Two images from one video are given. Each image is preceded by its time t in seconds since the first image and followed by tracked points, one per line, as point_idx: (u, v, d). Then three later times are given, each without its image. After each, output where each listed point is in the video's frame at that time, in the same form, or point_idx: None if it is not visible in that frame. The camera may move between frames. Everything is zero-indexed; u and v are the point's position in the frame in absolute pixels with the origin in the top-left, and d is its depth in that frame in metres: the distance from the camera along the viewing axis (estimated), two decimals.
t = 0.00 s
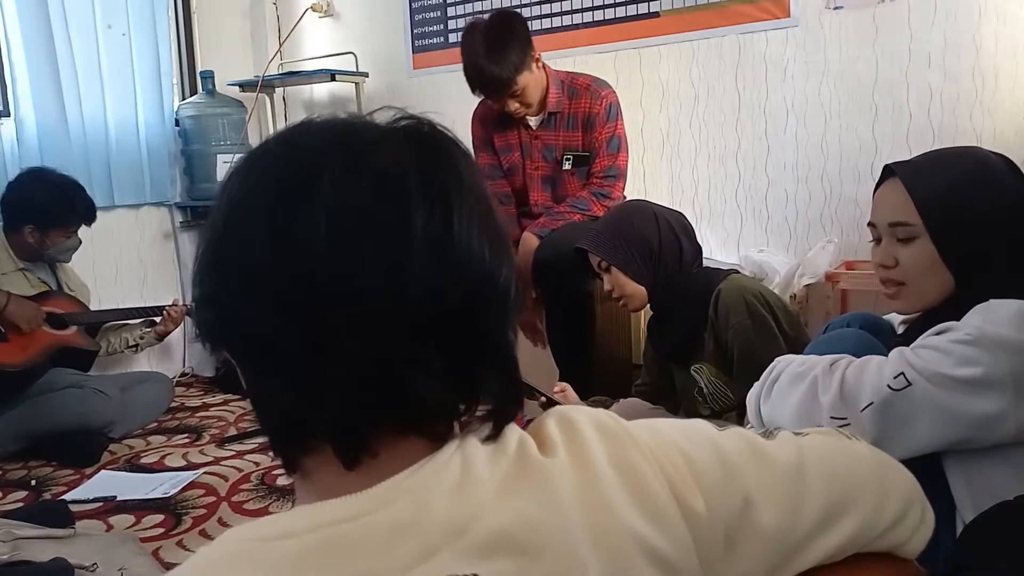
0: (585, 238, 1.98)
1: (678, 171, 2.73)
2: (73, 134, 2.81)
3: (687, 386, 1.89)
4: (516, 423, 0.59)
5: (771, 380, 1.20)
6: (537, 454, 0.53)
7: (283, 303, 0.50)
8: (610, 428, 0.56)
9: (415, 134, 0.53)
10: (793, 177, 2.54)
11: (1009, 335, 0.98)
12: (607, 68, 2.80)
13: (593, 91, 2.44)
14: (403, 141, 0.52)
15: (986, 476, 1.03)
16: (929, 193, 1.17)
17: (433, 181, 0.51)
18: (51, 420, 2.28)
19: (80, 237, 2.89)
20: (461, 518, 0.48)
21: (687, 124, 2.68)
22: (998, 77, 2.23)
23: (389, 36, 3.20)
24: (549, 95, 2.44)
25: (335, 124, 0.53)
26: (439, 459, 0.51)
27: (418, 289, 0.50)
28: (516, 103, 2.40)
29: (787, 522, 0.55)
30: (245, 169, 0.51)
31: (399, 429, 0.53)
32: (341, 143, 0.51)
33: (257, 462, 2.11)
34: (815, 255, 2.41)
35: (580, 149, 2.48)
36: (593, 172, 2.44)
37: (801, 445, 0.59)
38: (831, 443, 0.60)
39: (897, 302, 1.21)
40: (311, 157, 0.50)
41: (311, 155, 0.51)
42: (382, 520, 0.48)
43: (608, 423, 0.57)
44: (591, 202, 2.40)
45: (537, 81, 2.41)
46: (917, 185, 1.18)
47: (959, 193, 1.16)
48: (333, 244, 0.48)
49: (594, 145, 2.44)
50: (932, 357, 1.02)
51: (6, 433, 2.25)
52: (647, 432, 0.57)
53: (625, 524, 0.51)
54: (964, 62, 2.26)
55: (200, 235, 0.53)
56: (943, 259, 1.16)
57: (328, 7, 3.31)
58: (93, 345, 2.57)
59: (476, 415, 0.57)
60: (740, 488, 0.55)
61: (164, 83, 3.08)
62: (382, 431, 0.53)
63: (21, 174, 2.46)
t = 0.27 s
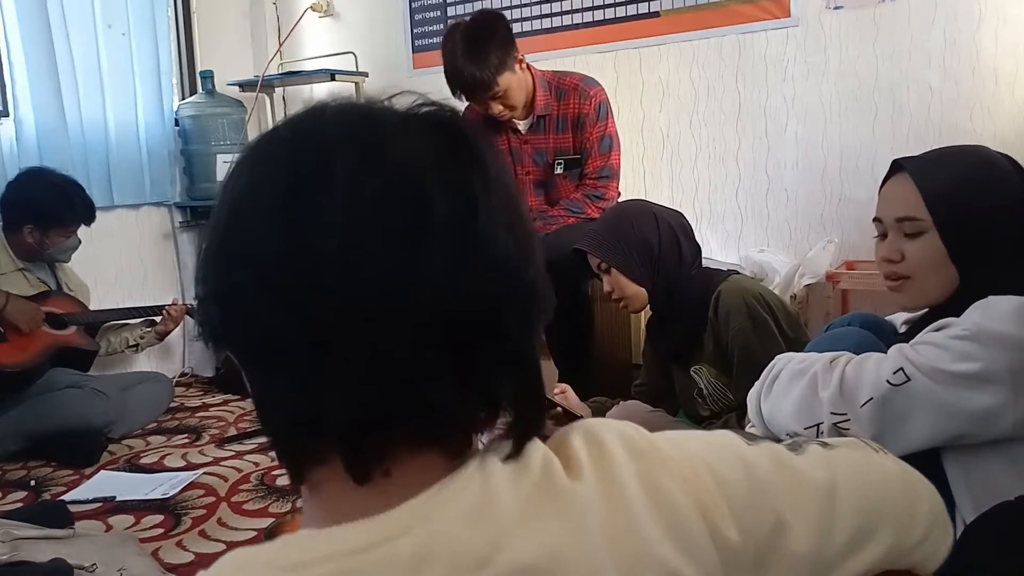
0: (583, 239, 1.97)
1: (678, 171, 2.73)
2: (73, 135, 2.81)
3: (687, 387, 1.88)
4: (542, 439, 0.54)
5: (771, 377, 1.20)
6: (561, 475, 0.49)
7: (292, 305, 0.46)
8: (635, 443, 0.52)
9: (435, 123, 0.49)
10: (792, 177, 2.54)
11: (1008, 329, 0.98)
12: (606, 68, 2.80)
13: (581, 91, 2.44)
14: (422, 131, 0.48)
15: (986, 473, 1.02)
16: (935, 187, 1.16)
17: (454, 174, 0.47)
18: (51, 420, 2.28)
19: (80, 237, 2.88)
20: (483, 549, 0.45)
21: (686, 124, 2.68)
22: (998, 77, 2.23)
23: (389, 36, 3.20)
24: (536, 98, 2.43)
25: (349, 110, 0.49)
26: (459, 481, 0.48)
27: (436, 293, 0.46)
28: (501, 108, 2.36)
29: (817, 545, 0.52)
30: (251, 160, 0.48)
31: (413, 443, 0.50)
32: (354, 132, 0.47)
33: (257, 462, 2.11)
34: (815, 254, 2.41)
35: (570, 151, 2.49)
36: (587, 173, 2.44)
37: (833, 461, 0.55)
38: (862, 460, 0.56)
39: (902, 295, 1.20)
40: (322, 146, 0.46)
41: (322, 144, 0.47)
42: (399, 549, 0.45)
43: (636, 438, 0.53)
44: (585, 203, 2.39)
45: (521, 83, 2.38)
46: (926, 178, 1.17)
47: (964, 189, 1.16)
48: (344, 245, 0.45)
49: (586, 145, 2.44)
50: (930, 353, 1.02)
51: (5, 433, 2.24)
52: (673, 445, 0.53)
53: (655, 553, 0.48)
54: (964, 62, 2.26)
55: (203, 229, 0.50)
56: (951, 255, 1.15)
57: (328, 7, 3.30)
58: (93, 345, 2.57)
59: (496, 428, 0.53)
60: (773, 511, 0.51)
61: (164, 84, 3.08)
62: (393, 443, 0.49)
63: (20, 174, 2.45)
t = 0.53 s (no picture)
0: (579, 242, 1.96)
1: (678, 171, 2.73)
2: (73, 135, 2.81)
3: (687, 387, 1.90)
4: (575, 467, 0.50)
5: (770, 382, 1.19)
6: (600, 513, 0.47)
7: (311, 311, 0.43)
8: (679, 474, 0.49)
9: (466, 109, 0.45)
10: (792, 177, 2.54)
11: (1009, 334, 0.99)
12: (606, 68, 2.80)
13: (580, 90, 2.46)
14: (453, 118, 0.45)
15: (988, 477, 1.02)
16: (915, 197, 1.17)
17: (487, 166, 0.44)
18: (51, 420, 2.28)
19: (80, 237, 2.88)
20: None
21: (686, 123, 2.68)
22: (998, 78, 2.23)
23: (389, 36, 3.20)
24: (536, 98, 2.43)
25: (372, 95, 0.45)
26: (492, 520, 0.45)
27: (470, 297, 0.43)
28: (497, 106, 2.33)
29: None
30: (263, 151, 0.44)
31: (435, 468, 0.46)
32: (379, 121, 0.44)
33: (257, 461, 2.12)
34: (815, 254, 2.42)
35: (569, 151, 2.49)
36: (586, 173, 2.45)
37: (887, 488, 0.52)
38: (908, 478, 0.54)
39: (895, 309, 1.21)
40: (342, 135, 0.43)
41: (343, 134, 0.43)
42: None
43: (679, 463, 0.50)
44: (585, 203, 2.36)
45: (518, 81, 2.35)
46: (903, 190, 1.18)
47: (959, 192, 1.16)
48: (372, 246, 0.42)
49: (585, 145, 2.46)
50: (933, 359, 1.02)
51: (5, 433, 2.24)
52: (720, 473, 0.50)
53: None
54: (964, 62, 2.26)
55: (210, 224, 0.47)
56: (932, 265, 1.16)
57: (328, 7, 3.30)
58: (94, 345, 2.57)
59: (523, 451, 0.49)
60: (822, 549, 0.49)
61: (164, 84, 3.08)
62: (414, 467, 0.46)
63: (21, 174, 2.46)
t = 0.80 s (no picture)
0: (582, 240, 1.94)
1: (678, 171, 2.73)
2: (73, 135, 2.81)
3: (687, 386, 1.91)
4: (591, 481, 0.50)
5: (768, 389, 1.18)
6: (624, 532, 0.47)
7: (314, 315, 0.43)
8: (703, 490, 0.49)
9: (474, 114, 0.45)
10: (792, 177, 2.54)
11: (1010, 341, 1.00)
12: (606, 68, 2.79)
13: (589, 89, 2.47)
14: (461, 123, 0.45)
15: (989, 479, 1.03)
16: (915, 199, 1.17)
17: (495, 169, 0.44)
18: (50, 420, 2.28)
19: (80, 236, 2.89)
20: None
21: (686, 123, 2.68)
22: (998, 78, 2.23)
23: (390, 36, 3.20)
24: (545, 95, 2.43)
25: (378, 98, 0.45)
26: (510, 542, 0.45)
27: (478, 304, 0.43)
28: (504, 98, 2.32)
29: None
30: (267, 157, 0.44)
31: (445, 484, 0.46)
32: (385, 127, 0.44)
33: (257, 462, 2.12)
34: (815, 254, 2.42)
35: (575, 148, 2.50)
36: (590, 172, 2.45)
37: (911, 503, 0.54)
38: (928, 488, 0.55)
39: (895, 310, 1.21)
40: (348, 138, 0.43)
41: (347, 136, 0.43)
42: None
43: (699, 480, 0.50)
44: (588, 202, 2.34)
45: (526, 76, 2.33)
46: (904, 192, 1.18)
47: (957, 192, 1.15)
48: (376, 252, 0.42)
49: (590, 144, 2.47)
50: (935, 367, 1.01)
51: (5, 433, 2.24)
52: (745, 489, 0.50)
53: None
54: (964, 63, 2.26)
55: (212, 226, 0.47)
56: (933, 267, 1.16)
57: (328, 7, 3.30)
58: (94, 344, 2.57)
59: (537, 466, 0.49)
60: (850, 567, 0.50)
61: (163, 84, 3.09)
62: (424, 487, 0.46)
63: (20, 174, 2.46)
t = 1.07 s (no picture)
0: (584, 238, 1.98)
1: (678, 171, 2.73)
2: (72, 135, 2.81)
3: (687, 385, 1.91)
4: (558, 472, 0.51)
5: (771, 383, 1.20)
6: (589, 518, 0.47)
7: (288, 318, 0.43)
8: (678, 478, 0.50)
9: (440, 117, 0.46)
10: (792, 177, 2.54)
11: (1011, 339, 0.99)
12: (607, 69, 2.80)
13: (600, 88, 2.47)
14: (426, 125, 0.45)
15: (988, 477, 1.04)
16: (927, 197, 1.17)
17: (459, 171, 0.44)
18: (51, 419, 2.28)
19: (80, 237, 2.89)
20: None
21: (686, 124, 2.69)
22: (998, 78, 2.23)
23: (390, 37, 3.20)
24: (557, 89, 2.47)
25: (346, 105, 0.46)
26: (478, 525, 0.46)
27: (442, 303, 0.43)
28: (517, 82, 2.38)
29: None
30: (240, 163, 0.45)
31: (422, 474, 0.47)
32: (351, 130, 0.44)
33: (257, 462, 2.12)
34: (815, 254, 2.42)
35: (583, 144, 2.49)
36: (595, 168, 2.44)
37: (891, 486, 0.55)
38: (912, 474, 0.57)
39: (899, 307, 1.22)
40: (316, 143, 0.44)
41: (316, 142, 0.44)
42: None
43: (669, 468, 0.51)
44: (590, 200, 2.37)
45: (542, 64, 2.40)
46: (918, 189, 1.18)
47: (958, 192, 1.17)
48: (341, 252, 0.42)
49: (598, 140, 2.45)
50: (933, 364, 1.02)
51: (5, 433, 2.24)
52: (724, 478, 0.51)
53: None
54: (964, 63, 2.26)
55: (192, 232, 0.47)
56: (943, 266, 1.16)
57: (328, 7, 3.31)
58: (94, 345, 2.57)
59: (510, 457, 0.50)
60: (828, 551, 0.51)
61: (164, 83, 3.09)
62: (398, 478, 0.47)
63: (20, 174, 2.46)
